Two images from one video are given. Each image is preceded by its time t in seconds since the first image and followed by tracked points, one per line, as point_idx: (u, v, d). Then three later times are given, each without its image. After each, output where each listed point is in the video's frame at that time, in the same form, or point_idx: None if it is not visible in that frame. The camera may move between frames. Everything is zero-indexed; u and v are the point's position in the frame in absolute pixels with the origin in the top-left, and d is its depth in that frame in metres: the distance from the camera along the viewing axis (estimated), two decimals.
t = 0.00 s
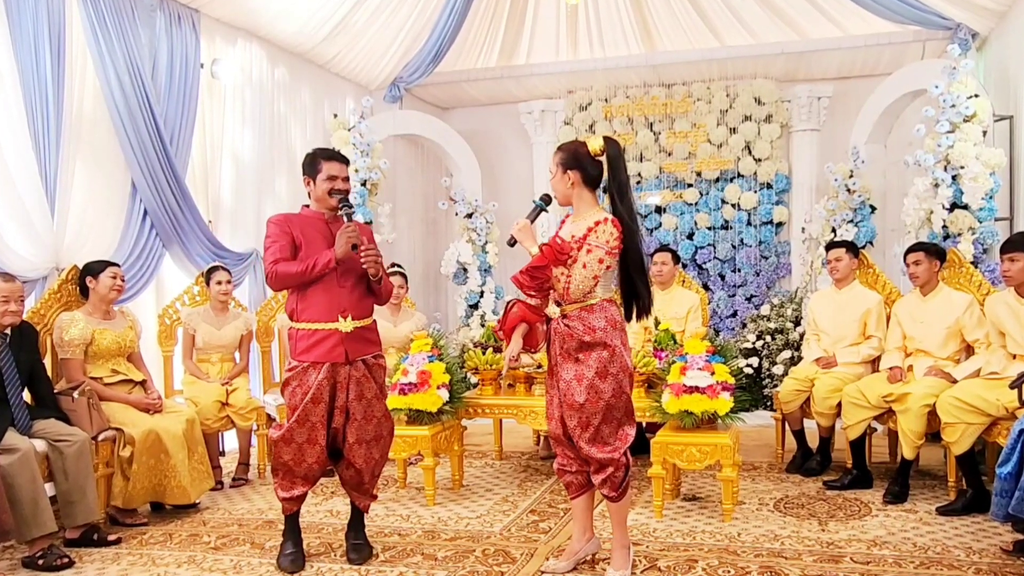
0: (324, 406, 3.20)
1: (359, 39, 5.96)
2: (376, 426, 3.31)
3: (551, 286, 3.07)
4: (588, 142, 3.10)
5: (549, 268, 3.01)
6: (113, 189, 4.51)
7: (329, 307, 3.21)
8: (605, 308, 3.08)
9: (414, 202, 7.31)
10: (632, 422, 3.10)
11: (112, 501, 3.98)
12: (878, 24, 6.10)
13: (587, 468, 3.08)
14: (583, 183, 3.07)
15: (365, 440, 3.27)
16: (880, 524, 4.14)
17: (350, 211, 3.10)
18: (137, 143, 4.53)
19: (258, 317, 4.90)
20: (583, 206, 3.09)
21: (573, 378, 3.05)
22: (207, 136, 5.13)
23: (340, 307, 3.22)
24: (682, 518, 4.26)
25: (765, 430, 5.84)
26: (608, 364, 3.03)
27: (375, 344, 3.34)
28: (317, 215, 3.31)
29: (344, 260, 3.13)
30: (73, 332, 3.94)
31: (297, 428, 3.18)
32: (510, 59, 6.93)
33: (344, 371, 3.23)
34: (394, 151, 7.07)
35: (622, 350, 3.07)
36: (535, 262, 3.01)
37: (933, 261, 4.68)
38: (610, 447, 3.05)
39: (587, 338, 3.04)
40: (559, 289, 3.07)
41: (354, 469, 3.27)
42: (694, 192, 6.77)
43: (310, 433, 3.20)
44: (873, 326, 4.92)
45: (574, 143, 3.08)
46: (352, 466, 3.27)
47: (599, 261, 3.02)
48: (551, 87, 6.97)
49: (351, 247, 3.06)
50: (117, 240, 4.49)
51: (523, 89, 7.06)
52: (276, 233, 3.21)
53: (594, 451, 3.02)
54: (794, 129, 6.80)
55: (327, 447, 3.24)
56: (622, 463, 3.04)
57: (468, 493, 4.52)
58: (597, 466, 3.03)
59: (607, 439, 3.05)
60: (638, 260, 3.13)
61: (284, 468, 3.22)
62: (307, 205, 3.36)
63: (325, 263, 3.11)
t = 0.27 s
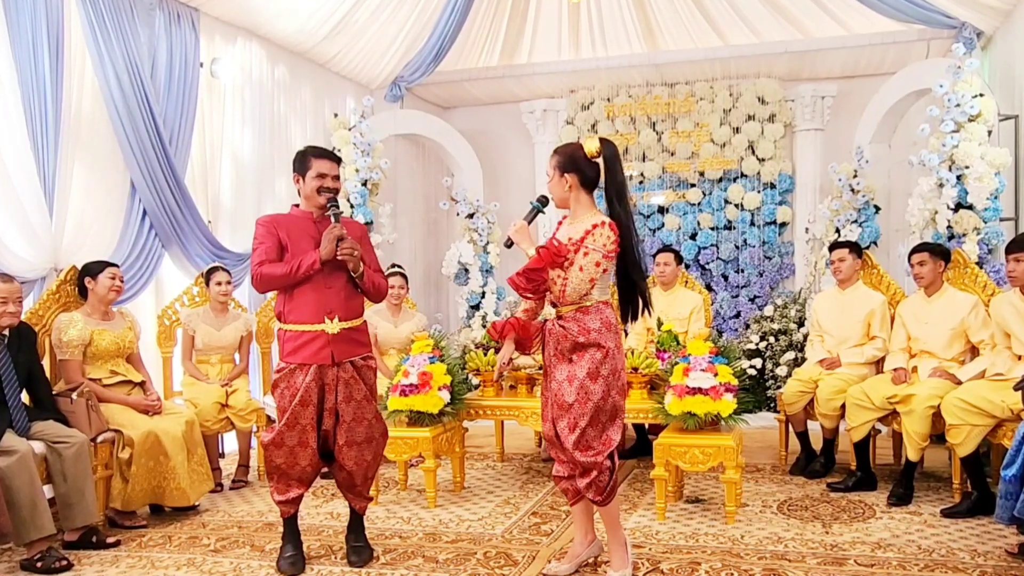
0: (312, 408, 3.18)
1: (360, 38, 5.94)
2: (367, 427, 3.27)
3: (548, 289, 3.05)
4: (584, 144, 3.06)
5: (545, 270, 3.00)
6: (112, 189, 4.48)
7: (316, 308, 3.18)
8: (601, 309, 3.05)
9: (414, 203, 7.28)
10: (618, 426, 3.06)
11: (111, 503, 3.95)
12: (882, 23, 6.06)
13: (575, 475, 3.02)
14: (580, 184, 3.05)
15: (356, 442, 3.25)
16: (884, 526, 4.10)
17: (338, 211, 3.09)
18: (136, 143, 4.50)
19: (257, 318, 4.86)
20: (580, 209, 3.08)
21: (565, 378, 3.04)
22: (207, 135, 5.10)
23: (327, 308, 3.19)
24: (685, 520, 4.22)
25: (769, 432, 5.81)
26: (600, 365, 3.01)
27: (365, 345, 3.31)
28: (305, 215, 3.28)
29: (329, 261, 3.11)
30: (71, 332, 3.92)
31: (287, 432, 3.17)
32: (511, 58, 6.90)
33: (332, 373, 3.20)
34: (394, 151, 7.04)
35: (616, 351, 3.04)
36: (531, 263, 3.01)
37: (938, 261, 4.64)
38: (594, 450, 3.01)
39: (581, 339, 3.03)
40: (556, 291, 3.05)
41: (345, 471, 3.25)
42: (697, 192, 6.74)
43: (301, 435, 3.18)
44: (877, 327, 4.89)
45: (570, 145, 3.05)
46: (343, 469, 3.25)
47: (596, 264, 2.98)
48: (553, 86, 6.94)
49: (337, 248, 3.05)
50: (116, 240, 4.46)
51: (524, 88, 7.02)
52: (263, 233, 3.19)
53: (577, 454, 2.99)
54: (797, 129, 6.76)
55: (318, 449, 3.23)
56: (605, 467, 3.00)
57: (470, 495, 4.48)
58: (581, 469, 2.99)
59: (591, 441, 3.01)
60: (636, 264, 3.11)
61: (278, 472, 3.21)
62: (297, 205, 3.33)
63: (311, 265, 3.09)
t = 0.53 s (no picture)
0: (305, 410, 3.16)
1: (360, 37, 5.90)
2: (360, 429, 3.24)
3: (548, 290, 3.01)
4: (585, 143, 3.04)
5: (545, 271, 2.96)
6: (111, 189, 4.46)
7: (307, 309, 3.16)
8: (601, 309, 3.03)
9: (415, 203, 7.25)
10: (604, 425, 3.02)
11: (109, 505, 3.92)
12: (886, 21, 6.03)
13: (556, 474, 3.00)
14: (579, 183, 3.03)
15: (350, 444, 3.22)
16: (888, 528, 4.07)
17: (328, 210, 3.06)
18: (135, 142, 4.47)
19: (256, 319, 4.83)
20: (579, 209, 3.05)
21: (563, 373, 3.03)
22: (206, 135, 5.08)
23: (318, 309, 3.16)
24: (688, 522, 4.19)
25: (772, 433, 5.77)
26: (598, 364, 2.99)
27: (358, 346, 3.28)
28: (298, 215, 3.26)
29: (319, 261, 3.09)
30: (70, 333, 3.89)
31: (280, 434, 3.15)
32: (513, 57, 6.88)
33: (324, 374, 3.17)
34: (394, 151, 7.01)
35: (615, 351, 3.02)
36: (531, 265, 2.96)
37: (943, 262, 4.60)
38: (577, 448, 2.98)
39: (582, 339, 2.99)
40: (556, 292, 3.02)
41: (340, 473, 3.22)
42: (700, 191, 6.71)
43: (294, 438, 3.16)
44: (881, 328, 4.86)
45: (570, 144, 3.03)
46: (337, 471, 3.22)
47: (596, 264, 2.95)
48: (555, 85, 6.90)
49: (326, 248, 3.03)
50: (115, 240, 4.44)
51: (526, 88, 6.99)
52: (254, 234, 3.18)
53: (560, 451, 2.97)
54: (801, 128, 6.72)
55: (312, 451, 3.20)
56: (586, 465, 2.97)
57: (471, 497, 4.45)
58: (561, 466, 2.98)
59: (575, 439, 2.98)
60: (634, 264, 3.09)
61: (273, 474, 3.19)
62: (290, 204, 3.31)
63: (300, 265, 3.07)
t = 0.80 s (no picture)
0: (303, 412, 3.13)
1: (361, 36, 5.88)
2: (359, 430, 3.22)
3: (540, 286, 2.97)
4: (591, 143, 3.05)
5: (537, 266, 2.91)
6: (110, 189, 4.44)
7: (305, 309, 3.12)
8: (595, 310, 3.00)
9: (416, 202, 7.22)
10: (605, 429, 2.98)
11: (108, 507, 3.89)
12: (890, 20, 6.00)
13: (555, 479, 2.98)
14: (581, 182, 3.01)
15: (349, 445, 3.20)
16: (892, 531, 4.03)
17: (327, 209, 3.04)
18: (134, 141, 4.45)
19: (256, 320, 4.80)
20: (575, 205, 3.02)
21: (557, 375, 3.00)
22: (206, 135, 5.05)
23: (317, 310, 3.13)
24: (691, 525, 4.15)
25: (776, 435, 5.74)
26: (592, 367, 2.95)
27: (356, 347, 3.25)
28: (296, 214, 3.24)
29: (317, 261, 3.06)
30: (69, 334, 3.86)
31: (279, 436, 3.11)
32: (514, 56, 6.85)
33: (322, 376, 3.14)
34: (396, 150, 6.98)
35: (610, 353, 2.97)
36: (523, 259, 2.91)
37: (948, 262, 4.56)
38: (576, 453, 2.95)
39: (574, 340, 2.97)
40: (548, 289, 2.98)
41: (339, 475, 3.19)
42: (703, 191, 6.68)
43: (293, 440, 3.13)
44: (883, 329, 4.83)
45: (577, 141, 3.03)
46: (337, 473, 3.19)
47: (587, 259, 2.92)
48: (557, 85, 6.87)
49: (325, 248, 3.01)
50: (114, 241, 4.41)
51: (528, 87, 6.96)
52: (251, 233, 3.14)
53: (559, 457, 2.94)
54: (805, 127, 6.69)
55: (311, 453, 3.17)
56: (586, 471, 2.94)
57: (472, 499, 4.42)
58: (560, 472, 2.95)
59: (575, 443, 2.95)
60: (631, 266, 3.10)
61: (272, 477, 3.16)
62: (287, 204, 3.28)
63: (299, 265, 3.05)
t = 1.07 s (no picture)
0: (307, 413, 3.10)
1: (362, 35, 5.85)
2: (361, 431, 3.20)
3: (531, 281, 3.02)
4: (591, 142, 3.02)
5: (526, 260, 2.98)
6: (108, 189, 4.41)
7: (307, 310, 3.09)
8: (588, 310, 2.96)
9: (417, 202, 7.19)
10: (603, 433, 2.96)
11: (107, 509, 3.86)
12: (895, 19, 5.96)
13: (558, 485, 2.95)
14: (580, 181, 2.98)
15: (352, 447, 3.17)
16: (897, 533, 4.00)
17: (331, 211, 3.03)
18: (133, 141, 4.42)
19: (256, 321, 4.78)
20: (571, 202, 3.00)
21: (549, 379, 2.96)
22: (205, 134, 5.03)
23: (318, 311, 3.10)
24: (694, 527, 4.12)
25: (779, 437, 5.70)
26: (584, 369, 2.91)
27: (358, 348, 3.23)
28: (295, 215, 3.20)
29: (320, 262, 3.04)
30: (67, 335, 3.84)
31: (281, 438, 3.09)
32: (516, 55, 6.82)
33: (325, 377, 3.11)
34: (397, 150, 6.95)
35: (603, 354, 2.93)
36: (514, 253, 3.00)
37: (952, 263, 4.52)
38: (576, 459, 2.93)
39: (566, 341, 2.94)
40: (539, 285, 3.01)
41: (342, 476, 3.17)
42: (706, 191, 6.65)
43: (296, 442, 3.10)
44: (886, 331, 4.79)
45: (577, 140, 2.99)
46: (340, 474, 3.17)
47: (577, 255, 2.89)
48: (559, 84, 6.84)
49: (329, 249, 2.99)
50: (112, 242, 4.39)
51: (530, 87, 6.93)
52: (250, 234, 3.11)
53: (558, 463, 2.92)
54: (809, 127, 6.66)
55: (314, 455, 3.14)
56: (587, 477, 2.91)
57: (474, 501, 4.39)
58: (561, 479, 2.92)
59: (574, 449, 2.93)
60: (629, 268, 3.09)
61: (273, 480, 3.13)
62: (286, 205, 3.25)
63: (301, 266, 3.02)
